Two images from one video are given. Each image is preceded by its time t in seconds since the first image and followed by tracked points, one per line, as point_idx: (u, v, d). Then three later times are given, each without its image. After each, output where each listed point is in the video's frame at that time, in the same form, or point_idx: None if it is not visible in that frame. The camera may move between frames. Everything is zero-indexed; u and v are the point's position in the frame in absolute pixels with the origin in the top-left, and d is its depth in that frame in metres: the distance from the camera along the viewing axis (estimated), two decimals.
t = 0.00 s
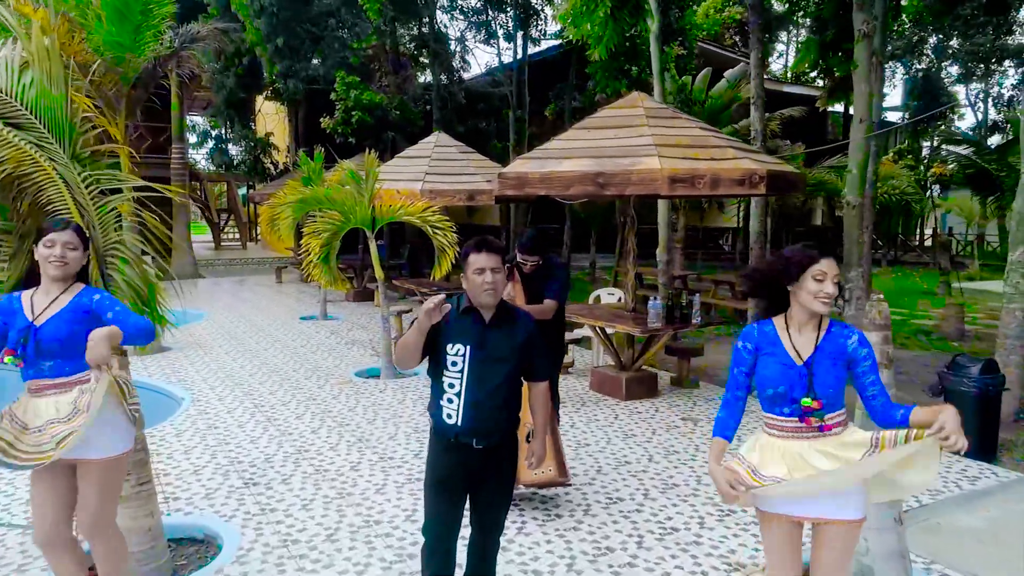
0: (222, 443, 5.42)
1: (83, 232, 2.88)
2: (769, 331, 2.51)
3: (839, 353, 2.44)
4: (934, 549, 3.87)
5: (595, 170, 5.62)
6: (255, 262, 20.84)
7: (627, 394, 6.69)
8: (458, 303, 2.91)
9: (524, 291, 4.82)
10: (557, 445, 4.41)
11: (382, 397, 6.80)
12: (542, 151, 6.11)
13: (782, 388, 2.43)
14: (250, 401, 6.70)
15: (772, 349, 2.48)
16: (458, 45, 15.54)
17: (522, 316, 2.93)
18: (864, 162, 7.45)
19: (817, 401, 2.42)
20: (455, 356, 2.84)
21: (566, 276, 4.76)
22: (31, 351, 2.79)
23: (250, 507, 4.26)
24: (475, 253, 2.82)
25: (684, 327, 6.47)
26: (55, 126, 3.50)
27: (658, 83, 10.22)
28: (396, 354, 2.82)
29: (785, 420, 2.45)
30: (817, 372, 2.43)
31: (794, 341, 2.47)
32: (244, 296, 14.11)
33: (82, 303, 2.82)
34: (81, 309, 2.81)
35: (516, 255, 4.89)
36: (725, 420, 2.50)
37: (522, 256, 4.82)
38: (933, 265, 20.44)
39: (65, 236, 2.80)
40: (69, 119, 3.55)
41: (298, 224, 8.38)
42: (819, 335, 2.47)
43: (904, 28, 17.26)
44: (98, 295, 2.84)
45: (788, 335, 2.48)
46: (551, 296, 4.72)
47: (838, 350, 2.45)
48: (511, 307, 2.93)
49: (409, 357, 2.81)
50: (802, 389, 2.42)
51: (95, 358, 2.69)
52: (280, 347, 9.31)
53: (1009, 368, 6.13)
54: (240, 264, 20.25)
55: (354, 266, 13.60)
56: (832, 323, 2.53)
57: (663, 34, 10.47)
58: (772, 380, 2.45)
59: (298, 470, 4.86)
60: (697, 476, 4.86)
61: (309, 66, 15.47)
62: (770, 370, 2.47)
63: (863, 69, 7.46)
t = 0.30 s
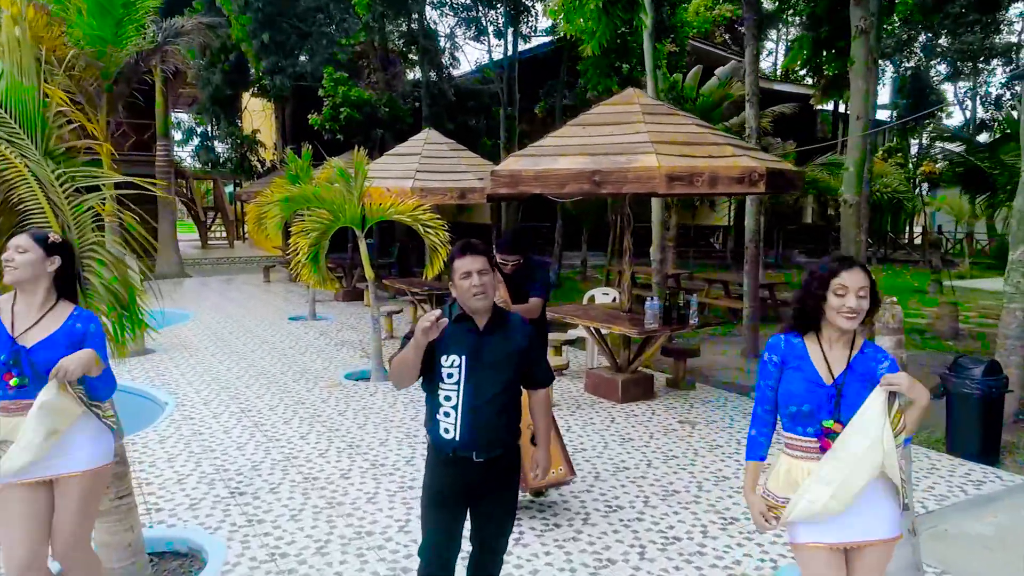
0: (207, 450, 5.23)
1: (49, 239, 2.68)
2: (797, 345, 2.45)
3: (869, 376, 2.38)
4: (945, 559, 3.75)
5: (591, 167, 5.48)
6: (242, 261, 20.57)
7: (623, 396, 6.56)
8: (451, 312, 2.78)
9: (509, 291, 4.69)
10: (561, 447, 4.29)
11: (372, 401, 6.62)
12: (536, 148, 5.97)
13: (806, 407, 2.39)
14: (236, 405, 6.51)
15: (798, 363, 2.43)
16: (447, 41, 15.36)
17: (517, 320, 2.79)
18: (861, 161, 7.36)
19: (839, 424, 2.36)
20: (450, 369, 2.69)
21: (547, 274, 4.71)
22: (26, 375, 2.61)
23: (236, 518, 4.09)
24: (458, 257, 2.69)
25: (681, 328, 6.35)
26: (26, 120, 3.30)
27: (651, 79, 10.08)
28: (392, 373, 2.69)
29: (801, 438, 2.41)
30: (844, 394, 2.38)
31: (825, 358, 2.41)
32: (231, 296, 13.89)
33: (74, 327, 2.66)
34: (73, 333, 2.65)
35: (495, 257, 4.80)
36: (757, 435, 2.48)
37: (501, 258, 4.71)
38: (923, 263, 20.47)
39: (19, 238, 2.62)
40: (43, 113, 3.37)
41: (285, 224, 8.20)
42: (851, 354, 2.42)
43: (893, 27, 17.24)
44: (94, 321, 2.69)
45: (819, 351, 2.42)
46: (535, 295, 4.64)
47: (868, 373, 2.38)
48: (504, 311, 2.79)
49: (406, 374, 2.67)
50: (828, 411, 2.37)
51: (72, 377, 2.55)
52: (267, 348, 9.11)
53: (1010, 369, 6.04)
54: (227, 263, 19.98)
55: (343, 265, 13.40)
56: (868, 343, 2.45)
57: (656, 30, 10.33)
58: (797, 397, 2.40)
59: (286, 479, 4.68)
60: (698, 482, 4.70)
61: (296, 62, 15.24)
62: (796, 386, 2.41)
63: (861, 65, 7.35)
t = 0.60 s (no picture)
0: (194, 457, 5.07)
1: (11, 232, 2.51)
2: (827, 341, 2.37)
3: (897, 384, 2.21)
4: (957, 568, 3.64)
5: (589, 165, 5.35)
6: (230, 260, 20.30)
7: (621, 399, 6.43)
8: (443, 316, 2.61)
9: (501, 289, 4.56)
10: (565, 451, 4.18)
11: (364, 405, 6.47)
12: (531, 146, 5.82)
13: (820, 406, 2.31)
14: (224, 410, 6.33)
15: (825, 360, 2.35)
16: (438, 38, 15.18)
17: (515, 321, 2.64)
18: (860, 159, 7.27)
19: (855, 429, 2.24)
20: (449, 375, 2.54)
21: (537, 273, 4.58)
22: None
23: (222, 530, 3.92)
24: (450, 258, 2.54)
25: (680, 329, 6.22)
26: None
27: (646, 76, 9.95)
28: (388, 386, 2.55)
29: (820, 438, 2.32)
30: (862, 399, 2.24)
31: (850, 359, 2.29)
32: (220, 296, 13.68)
33: (42, 322, 2.49)
34: (39, 330, 2.48)
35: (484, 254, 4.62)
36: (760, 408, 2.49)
37: (490, 255, 4.53)
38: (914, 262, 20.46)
39: None
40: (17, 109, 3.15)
41: (274, 222, 8.02)
42: (881, 357, 2.25)
43: (885, 25, 17.21)
44: (63, 316, 2.50)
45: (845, 351, 2.31)
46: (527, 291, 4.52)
47: (895, 380, 2.21)
48: (502, 311, 2.64)
49: (404, 385, 2.53)
50: (843, 414, 2.27)
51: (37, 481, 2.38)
52: (255, 350, 8.92)
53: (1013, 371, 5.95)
54: (216, 262, 19.72)
55: (332, 264, 13.20)
56: (906, 348, 2.26)
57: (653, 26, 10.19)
58: (814, 395, 2.34)
59: (277, 487, 4.53)
60: (700, 489, 4.57)
61: (284, 59, 15.02)
62: (816, 383, 2.34)
63: (861, 62, 7.24)
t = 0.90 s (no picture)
0: (177, 465, 4.89)
1: None
2: (836, 359, 2.26)
3: (917, 394, 2.11)
4: None
5: (585, 163, 5.22)
6: (215, 259, 20.01)
7: (616, 401, 6.30)
8: (430, 331, 2.44)
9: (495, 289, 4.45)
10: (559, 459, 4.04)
11: (354, 408, 6.30)
12: (524, 143, 5.68)
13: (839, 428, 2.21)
14: (209, 414, 6.14)
15: (838, 380, 2.24)
16: (427, 34, 14.98)
17: (510, 325, 2.48)
18: (857, 156, 7.18)
19: (882, 450, 2.12)
20: (441, 394, 2.40)
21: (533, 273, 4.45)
22: None
23: (206, 543, 3.76)
24: (436, 268, 2.42)
25: (676, 330, 6.11)
26: None
27: (638, 72, 9.83)
28: (383, 415, 2.40)
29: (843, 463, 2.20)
30: (883, 415, 2.14)
31: (862, 377, 2.19)
32: (205, 295, 13.44)
33: None
34: None
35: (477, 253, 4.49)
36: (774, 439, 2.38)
37: (484, 254, 4.40)
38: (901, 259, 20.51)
39: None
40: None
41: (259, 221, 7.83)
42: (895, 370, 2.16)
43: (874, 22, 17.20)
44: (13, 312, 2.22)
45: (858, 366, 2.21)
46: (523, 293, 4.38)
47: (916, 391, 2.11)
48: (493, 320, 2.47)
49: (397, 418, 2.37)
50: (864, 434, 2.16)
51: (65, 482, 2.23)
52: (241, 351, 8.72)
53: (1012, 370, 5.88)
54: (200, 261, 19.42)
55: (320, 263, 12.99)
56: (918, 357, 2.16)
57: (645, 21, 10.06)
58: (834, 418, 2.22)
59: (264, 497, 4.36)
60: (701, 495, 4.45)
61: (270, 54, 14.80)
62: (834, 406, 2.22)
63: (857, 58, 7.15)
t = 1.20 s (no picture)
0: (162, 470, 4.73)
1: None
2: (859, 364, 2.09)
3: (955, 393, 2.03)
4: None
5: (583, 159, 5.09)
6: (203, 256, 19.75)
7: (614, 401, 6.19)
8: (424, 336, 2.33)
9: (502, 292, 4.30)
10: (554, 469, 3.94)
11: (345, 410, 6.15)
12: (521, 138, 5.55)
13: (883, 439, 2.00)
14: (196, 417, 5.97)
15: (865, 386, 2.05)
16: (417, 28, 14.79)
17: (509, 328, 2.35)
18: (856, 152, 7.08)
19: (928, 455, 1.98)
20: (436, 404, 2.26)
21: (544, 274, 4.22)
22: None
23: (194, 554, 3.61)
24: (424, 270, 2.30)
25: (674, 329, 6.00)
26: None
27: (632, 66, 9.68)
28: (378, 430, 2.26)
29: (881, 475, 2.02)
30: (927, 418, 2.00)
31: (898, 378, 2.03)
32: (193, 293, 13.22)
33: None
34: None
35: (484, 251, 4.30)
36: (808, 475, 2.08)
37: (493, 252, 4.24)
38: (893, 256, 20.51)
39: None
40: None
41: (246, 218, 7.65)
42: (927, 368, 2.06)
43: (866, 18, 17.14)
44: None
45: (886, 367, 2.06)
46: (529, 297, 4.19)
47: (953, 390, 2.03)
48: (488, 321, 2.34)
49: (394, 430, 2.22)
50: (913, 441, 1.99)
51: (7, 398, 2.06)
52: (229, 351, 8.54)
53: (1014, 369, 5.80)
54: (189, 258, 19.17)
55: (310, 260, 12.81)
56: (941, 352, 2.11)
57: (640, 15, 9.93)
58: (869, 425, 2.02)
59: (255, 504, 4.22)
60: (703, 499, 4.34)
61: (258, 48, 14.56)
62: (867, 414, 2.03)
63: (856, 53, 7.05)
